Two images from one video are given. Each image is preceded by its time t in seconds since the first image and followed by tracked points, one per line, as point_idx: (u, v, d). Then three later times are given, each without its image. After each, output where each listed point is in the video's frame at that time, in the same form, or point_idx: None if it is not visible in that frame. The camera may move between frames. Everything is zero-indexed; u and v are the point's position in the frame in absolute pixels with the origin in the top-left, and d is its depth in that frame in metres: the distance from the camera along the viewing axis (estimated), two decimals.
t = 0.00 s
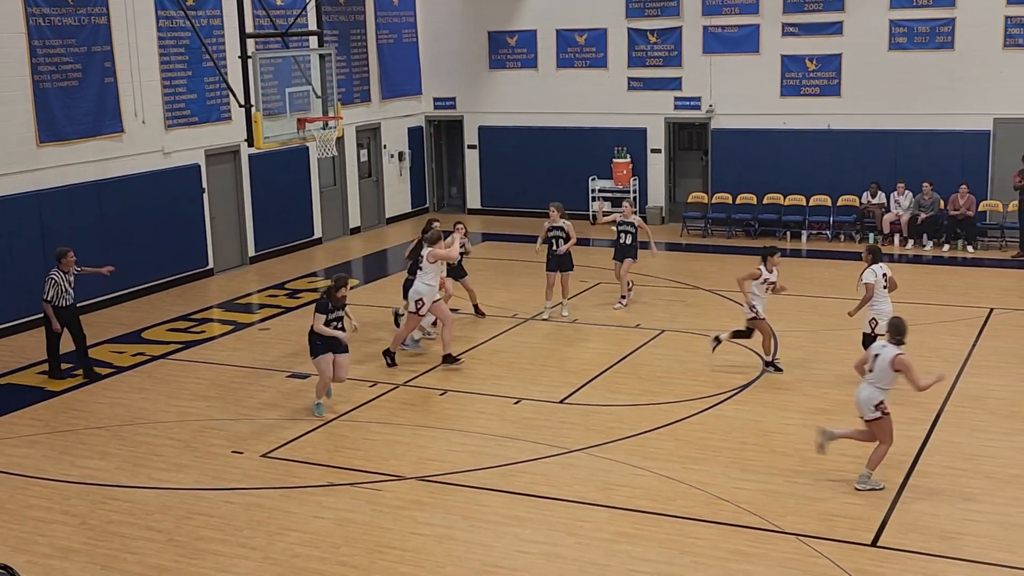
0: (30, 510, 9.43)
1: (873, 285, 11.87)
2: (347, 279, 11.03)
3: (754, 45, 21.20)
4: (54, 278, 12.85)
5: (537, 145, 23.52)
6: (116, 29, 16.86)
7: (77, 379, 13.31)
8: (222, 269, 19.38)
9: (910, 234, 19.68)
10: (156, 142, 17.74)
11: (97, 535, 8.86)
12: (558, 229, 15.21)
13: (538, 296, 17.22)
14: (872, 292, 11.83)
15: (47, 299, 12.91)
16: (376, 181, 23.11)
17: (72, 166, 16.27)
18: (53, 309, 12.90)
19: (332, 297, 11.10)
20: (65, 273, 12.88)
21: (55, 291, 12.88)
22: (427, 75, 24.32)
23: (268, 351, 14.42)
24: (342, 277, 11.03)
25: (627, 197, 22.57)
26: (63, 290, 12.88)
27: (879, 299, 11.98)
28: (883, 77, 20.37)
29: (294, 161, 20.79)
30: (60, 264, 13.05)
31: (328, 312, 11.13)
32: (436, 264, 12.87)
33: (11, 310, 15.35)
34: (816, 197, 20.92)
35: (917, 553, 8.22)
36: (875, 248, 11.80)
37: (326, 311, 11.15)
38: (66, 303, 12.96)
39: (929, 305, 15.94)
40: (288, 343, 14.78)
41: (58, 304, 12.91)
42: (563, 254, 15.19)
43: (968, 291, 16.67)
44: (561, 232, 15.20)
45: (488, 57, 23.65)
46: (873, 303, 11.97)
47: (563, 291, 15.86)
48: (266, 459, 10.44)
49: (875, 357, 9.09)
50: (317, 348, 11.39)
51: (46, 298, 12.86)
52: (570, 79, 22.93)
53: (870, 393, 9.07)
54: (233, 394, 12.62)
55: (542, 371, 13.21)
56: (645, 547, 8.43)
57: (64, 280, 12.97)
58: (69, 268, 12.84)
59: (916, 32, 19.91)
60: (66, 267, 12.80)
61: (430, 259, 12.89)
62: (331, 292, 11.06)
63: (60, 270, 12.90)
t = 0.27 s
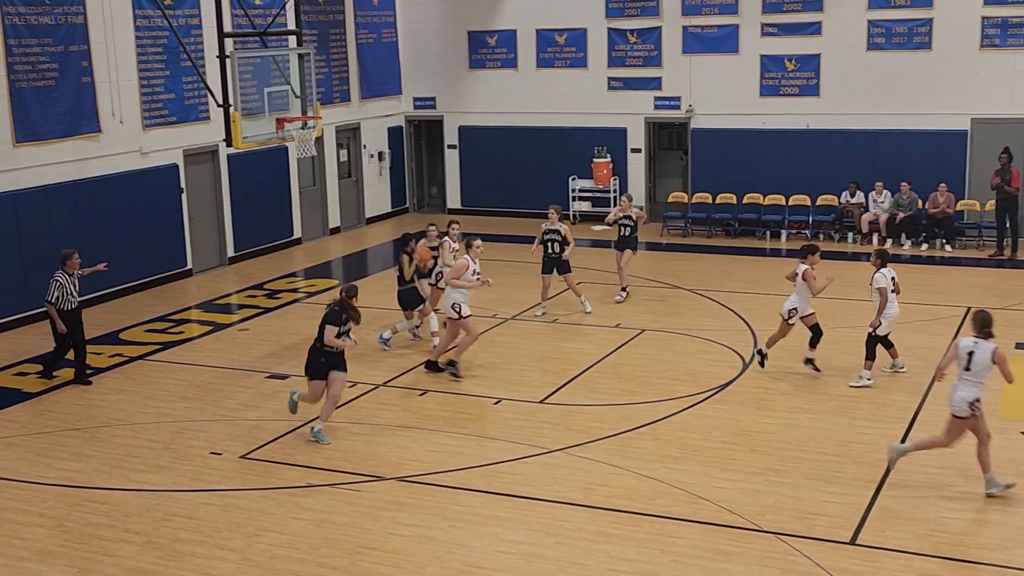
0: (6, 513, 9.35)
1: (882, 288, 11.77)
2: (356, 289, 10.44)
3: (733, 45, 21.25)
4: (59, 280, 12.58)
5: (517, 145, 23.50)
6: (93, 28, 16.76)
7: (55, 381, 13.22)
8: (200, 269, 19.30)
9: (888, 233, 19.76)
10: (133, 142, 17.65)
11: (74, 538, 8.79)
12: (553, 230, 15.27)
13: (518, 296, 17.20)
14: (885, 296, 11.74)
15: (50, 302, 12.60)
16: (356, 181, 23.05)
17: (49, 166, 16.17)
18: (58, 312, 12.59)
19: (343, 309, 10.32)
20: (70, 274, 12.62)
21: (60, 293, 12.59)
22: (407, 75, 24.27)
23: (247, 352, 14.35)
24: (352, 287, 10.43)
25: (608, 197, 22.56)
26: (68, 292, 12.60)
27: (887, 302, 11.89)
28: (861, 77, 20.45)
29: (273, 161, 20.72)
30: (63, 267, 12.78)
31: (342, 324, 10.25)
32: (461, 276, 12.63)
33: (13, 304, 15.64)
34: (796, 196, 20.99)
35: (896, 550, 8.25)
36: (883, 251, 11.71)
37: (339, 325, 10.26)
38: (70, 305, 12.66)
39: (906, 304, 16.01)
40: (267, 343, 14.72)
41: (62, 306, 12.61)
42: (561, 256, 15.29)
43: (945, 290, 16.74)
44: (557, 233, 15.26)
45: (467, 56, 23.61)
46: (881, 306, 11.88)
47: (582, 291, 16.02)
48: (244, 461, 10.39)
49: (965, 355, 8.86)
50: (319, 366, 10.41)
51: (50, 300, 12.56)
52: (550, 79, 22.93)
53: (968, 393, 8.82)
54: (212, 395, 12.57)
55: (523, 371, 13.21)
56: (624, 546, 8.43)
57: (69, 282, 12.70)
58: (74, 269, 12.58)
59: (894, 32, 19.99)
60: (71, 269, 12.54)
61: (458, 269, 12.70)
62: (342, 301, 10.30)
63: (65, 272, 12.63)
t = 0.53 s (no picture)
0: None
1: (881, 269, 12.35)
2: (367, 304, 9.72)
3: (707, 45, 21.31)
4: (53, 285, 12.24)
5: (492, 146, 23.50)
6: (64, 28, 16.65)
7: (26, 384, 13.13)
8: (173, 271, 19.20)
9: (861, 233, 19.88)
10: (105, 143, 17.54)
11: (44, 542, 8.72)
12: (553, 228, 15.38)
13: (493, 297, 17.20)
14: (886, 279, 12.35)
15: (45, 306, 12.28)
16: (330, 182, 22.98)
17: (21, 167, 16.05)
18: (53, 316, 12.28)
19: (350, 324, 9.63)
20: (66, 279, 12.30)
21: (54, 298, 12.26)
22: (381, 76, 24.24)
23: (221, 353, 14.29)
24: (362, 301, 9.72)
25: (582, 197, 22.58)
26: (63, 297, 12.29)
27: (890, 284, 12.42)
28: (834, 79, 20.56)
29: (247, 162, 20.64)
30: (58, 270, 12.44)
31: (348, 338, 9.56)
32: (501, 294, 11.97)
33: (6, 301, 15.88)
34: (769, 197, 21.09)
35: (868, 548, 8.31)
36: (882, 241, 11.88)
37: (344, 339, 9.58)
38: (65, 310, 12.37)
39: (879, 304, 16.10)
40: (241, 345, 14.67)
41: (56, 311, 12.30)
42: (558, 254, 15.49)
43: (917, 290, 16.85)
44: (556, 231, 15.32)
45: (442, 57, 23.59)
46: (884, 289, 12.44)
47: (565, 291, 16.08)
48: (218, 463, 10.35)
49: None
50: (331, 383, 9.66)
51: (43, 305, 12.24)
52: (524, 80, 22.92)
53: None
54: (185, 397, 12.50)
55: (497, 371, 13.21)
56: (599, 546, 8.45)
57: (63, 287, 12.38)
58: (70, 274, 12.27)
59: (866, 33, 20.10)
60: (67, 273, 12.22)
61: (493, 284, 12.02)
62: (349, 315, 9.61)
63: (60, 277, 12.30)
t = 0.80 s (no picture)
0: None
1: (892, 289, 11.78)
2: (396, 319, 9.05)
3: (674, 46, 21.37)
4: (45, 287, 12.06)
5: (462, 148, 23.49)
6: (28, 28, 16.49)
7: None
8: (140, 272, 19.07)
9: (827, 234, 20.00)
10: (70, 144, 17.39)
11: (6, 548, 8.63)
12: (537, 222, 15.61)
13: (462, 299, 17.18)
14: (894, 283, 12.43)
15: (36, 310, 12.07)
16: (297, 183, 22.87)
17: None
18: (44, 320, 12.04)
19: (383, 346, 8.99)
20: (57, 281, 12.14)
21: (46, 301, 12.07)
22: (350, 76, 24.17)
23: (188, 356, 14.20)
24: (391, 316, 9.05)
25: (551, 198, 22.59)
26: (54, 300, 12.10)
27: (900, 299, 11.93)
28: (800, 81, 20.68)
29: (215, 163, 20.54)
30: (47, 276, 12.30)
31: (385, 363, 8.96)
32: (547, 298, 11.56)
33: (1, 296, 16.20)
34: (737, 197, 21.21)
35: (834, 545, 8.35)
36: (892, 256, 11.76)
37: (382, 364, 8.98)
38: (56, 314, 12.14)
39: (845, 304, 16.20)
40: (208, 347, 14.59)
41: (48, 315, 12.08)
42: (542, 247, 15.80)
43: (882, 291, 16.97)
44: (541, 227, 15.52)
45: (410, 58, 23.55)
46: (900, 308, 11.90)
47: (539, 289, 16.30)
48: (184, 466, 10.28)
49: None
50: (357, 411, 9.14)
51: (34, 308, 12.03)
52: (492, 81, 22.90)
53: None
54: (151, 399, 12.40)
55: (467, 372, 13.22)
56: (567, 546, 8.45)
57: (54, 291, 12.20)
58: (61, 275, 12.11)
59: (832, 35, 20.23)
60: (59, 274, 12.09)
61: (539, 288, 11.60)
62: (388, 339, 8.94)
63: (51, 280, 12.14)
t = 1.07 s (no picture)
0: None
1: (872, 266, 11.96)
2: (429, 335, 7.80)
3: (635, 46, 21.51)
4: (32, 291, 11.32)
5: (424, 147, 23.36)
6: None
7: None
8: (98, 273, 18.59)
9: (787, 232, 20.27)
10: (26, 143, 16.88)
11: None
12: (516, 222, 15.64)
13: (421, 295, 16.63)
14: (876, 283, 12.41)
15: (21, 314, 11.37)
16: (258, 182, 22.54)
17: None
18: (28, 325, 11.38)
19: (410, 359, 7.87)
20: (44, 286, 11.38)
21: (32, 306, 11.36)
22: (310, 75, 23.90)
23: (145, 358, 13.57)
24: (425, 331, 7.82)
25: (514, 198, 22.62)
26: (41, 305, 11.39)
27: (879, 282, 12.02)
28: (760, 81, 20.93)
29: (171, 161, 20.09)
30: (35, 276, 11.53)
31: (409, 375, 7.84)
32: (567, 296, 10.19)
33: None
34: (698, 197, 21.40)
35: (853, 512, 8.01)
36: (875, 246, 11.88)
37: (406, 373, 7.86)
38: (42, 320, 11.45)
39: (812, 296, 16.06)
40: (166, 348, 13.98)
41: (32, 321, 11.39)
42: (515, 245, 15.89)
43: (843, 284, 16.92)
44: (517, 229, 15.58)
45: (372, 57, 23.39)
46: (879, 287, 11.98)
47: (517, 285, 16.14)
48: (140, 465, 9.52)
49: None
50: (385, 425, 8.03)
51: (20, 312, 11.35)
52: (454, 80, 22.87)
53: None
54: (107, 402, 11.70)
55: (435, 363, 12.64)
56: (575, 521, 7.98)
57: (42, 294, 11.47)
58: (48, 281, 11.35)
59: (791, 35, 20.53)
60: (46, 280, 11.31)
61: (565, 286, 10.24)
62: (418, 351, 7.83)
63: (38, 283, 11.39)
